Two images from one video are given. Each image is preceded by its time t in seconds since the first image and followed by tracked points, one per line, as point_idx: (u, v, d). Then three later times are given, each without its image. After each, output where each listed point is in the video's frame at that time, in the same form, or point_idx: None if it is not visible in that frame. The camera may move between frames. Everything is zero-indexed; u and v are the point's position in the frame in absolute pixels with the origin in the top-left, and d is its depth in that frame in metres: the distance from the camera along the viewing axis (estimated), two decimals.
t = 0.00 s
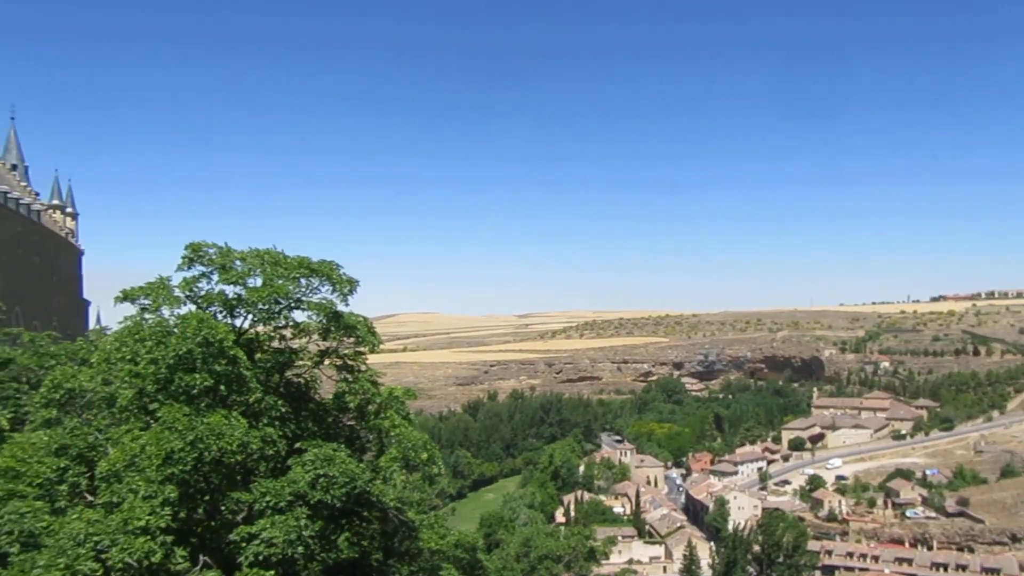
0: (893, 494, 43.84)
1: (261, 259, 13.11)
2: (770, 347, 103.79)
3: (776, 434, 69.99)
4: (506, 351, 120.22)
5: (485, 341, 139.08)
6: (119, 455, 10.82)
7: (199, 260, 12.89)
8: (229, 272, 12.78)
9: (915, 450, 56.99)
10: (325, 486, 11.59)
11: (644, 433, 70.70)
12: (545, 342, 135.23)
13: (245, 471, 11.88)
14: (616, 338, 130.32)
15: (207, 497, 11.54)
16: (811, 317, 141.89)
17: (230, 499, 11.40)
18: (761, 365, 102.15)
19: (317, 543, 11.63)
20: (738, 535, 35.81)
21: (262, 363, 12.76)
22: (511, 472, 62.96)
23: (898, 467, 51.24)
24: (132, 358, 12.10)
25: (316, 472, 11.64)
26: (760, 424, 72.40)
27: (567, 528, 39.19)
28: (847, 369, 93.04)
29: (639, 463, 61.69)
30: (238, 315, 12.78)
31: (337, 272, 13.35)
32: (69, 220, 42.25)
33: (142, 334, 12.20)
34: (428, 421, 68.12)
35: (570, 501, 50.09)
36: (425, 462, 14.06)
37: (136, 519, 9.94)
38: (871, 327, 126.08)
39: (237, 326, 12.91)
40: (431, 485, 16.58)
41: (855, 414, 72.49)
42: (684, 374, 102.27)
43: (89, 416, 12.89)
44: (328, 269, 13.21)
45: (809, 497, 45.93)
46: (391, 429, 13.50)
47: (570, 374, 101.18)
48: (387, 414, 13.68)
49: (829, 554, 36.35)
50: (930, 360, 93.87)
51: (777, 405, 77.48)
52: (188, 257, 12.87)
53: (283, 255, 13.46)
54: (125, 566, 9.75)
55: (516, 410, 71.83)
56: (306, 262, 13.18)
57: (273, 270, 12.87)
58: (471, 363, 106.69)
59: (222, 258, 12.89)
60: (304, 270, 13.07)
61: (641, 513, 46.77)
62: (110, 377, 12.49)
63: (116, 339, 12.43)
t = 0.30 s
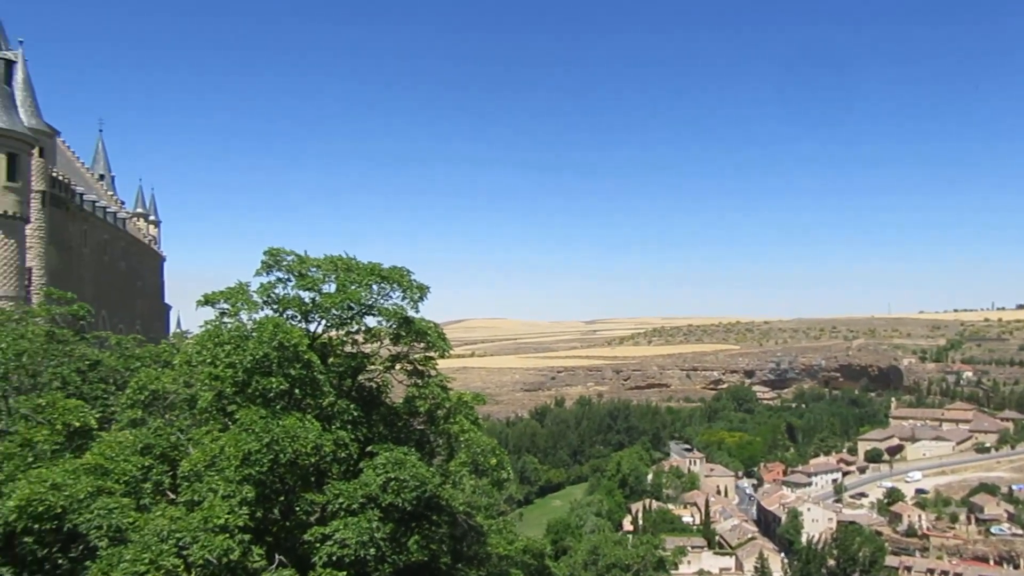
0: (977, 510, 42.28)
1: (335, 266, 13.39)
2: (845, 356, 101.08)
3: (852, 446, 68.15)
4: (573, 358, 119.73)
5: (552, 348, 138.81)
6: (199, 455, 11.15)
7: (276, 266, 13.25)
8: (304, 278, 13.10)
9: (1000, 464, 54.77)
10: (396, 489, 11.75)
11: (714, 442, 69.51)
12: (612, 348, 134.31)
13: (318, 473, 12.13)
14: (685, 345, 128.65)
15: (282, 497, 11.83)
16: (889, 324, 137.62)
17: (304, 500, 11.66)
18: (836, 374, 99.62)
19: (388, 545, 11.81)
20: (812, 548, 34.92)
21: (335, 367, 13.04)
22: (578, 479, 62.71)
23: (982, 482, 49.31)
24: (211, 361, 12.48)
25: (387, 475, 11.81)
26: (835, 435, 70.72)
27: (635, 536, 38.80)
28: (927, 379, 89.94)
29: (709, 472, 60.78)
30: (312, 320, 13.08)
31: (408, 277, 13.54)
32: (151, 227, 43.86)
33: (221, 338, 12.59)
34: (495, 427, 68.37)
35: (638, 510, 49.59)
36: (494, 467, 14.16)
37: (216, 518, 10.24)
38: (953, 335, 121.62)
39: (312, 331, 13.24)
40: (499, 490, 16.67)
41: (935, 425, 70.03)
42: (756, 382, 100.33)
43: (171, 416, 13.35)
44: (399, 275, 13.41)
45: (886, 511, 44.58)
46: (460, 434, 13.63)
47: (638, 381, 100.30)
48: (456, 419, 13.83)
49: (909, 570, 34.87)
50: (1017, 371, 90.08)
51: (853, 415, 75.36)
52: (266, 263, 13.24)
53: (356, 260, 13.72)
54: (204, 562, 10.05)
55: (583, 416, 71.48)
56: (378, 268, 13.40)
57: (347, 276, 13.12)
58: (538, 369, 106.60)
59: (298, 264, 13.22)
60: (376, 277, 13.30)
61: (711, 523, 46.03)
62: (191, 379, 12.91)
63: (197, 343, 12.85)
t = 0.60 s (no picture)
0: None
1: (401, 272, 13.58)
2: (916, 365, 98.22)
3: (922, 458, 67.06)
4: (634, 364, 118.80)
5: (612, 354, 138.00)
6: (268, 457, 11.42)
7: (342, 272, 13.50)
8: (369, 284, 13.33)
9: None
10: (458, 494, 11.84)
11: (778, 451, 68.13)
12: (674, 355, 132.92)
13: (382, 476, 12.29)
14: (749, 353, 126.58)
15: (346, 499, 12.03)
16: (964, 333, 133.23)
17: (369, 502, 11.84)
18: (906, 385, 96.88)
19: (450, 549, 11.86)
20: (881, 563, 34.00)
21: (399, 371, 13.24)
22: (639, 487, 62.19)
23: None
24: (279, 365, 12.77)
25: (450, 480, 11.90)
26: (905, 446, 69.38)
27: (697, 546, 38.37)
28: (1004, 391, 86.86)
29: (773, 483, 59.71)
30: (377, 325, 13.30)
31: (471, 284, 13.65)
32: (221, 234, 45.13)
33: (288, 342, 12.88)
34: (555, 433, 68.33)
35: (699, 519, 48.93)
36: (555, 474, 14.18)
37: (284, 519, 10.45)
38: None
39: (377, 336, 13.46)
40: (560, 497, 16.69)
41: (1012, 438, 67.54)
42: (822, 391, 98.20)
43: (239, 418, 13.68)
44: (462, 281, 13.53)
45: (960, 526, 43.16)
46: (522, 439, 13.69)
47: (700, 389, 99.05)
48: (518, 424, 13.93)
49: None
50: None
51: (924, 426, 73.13)
52: (332, 269, 13.50)
53: (420, 266, 13.90)
54: (272, 562, 10.27)
55: (644, 424, 70.86)
56: (442, 274, 13.54)
57: (411, 282, 13.30)
58: (598, 375, 106.03)
59: (363, 270, 13.46)
60: (439, 283, 13.45)
61: (775, 534, 45.17)
62: (259, 382, 13.24)
63: (266, 346, 13.16)
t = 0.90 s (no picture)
0: None
1: (462, 274, 13.69)
2: (990, 369, 94.90)
3: (997, 465, 64.75)
4: (695, 367, 117.45)
5: (673, 356, 136.56)
6: (334, 456, 11.63)
7: (402, 274, 13.68)
8: (430, 285, 13.47)
9: None
10: (520, 495, 11.88)
11: (844, 456, 66.58)
12: (735, 357, 130.93)
13: (444, 475, 12.40)
14: (813, 355, 123.96)
15: (409, 498, 12.18)
16: None
17: (431, 502, 11.96)
18: (979, 389, 93.70)
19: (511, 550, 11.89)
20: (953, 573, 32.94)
21: (460, 372, 13.36)
22: (700, 490, 61.44)
23: None
24: (343, 365, 12.98)
25: (511, 480, 11.95)
26: (978, 452, 67.08)
27: (759, 551, 37.77)
28: None
29: (839, 488, 58.35)
30: (439, 327, 13.44)
31: (532, 285, 13.69)
32: (286, 237, 46.14)
33: (352, 343, 13.10)
34: (615, 435, 67.98)
35: (762, 524, 48.10)
36: (616, 475, 14.15)
37: (348, 517, 10.61)
38: None
39: (438, 337, 13.60)
40: (621, 500, 16.62)
41: None
42: (890, 395, 95.61)
43: (305, 417, 13.96)
44: (524, 282, 13.58)
45: None
46: (583, 441, 13.71)
47: (763, 392, 97.42)
48: (579, 427, 13.94)
49: None
50: None
51: (999, 432, 70.59)
52: (393, 272, 13.69)
53: (481, 268, 13.99)
54: (337, 559, 10.43)
55: (705, 427, 69.98)
56: (503, 275, 13.62)
57: (473, 284, 13.41)
58: (658, 377, 105.04)
59: (424, 271, 13.61)
60: (501, 284, 13.53)
61: (840, 541, 44.12)
62: (324, 382, 13.50)
63: (331, 347, 13.42)
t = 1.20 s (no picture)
0: None
1: (521, 275, 13.71)
2: None
3: None
4: (757, 369, 115.37)
5: (734, 357, 134.46)
6: (397, 456, 11.76)
7: (461, 276, 13.77)
8: (490, 288, 13.53)
9: None
10: (581, 497, 11.83)
11: (914, 461, 64.70)
12: (800, 359, 128.28)
13: (506, 477, 12.41)
14: (881, 357, 120.72)
15: (470, 499, 12.25)
16: None
17: (492, 503, 12.00)
18: None
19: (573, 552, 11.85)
20: None
21: (521, 374, 13.40)
22: (763, 494, 60.39)
23: None
24: (405, 367, 13.09)
25: (573, 482, 11.92)
26: None
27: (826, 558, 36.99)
28: None
29: (908, 494, 56.74)
30: (499, 328, 13.51)
31: (593, 286, 13.64)
32: (347, 240, 46.83)
33: (414, 345, 13.23)
34: (675, 438, 67.25)
35: (828, 530, 47.06)
36: (678, 479, 14.04)
37: (411, 517, 10.70)
38: None
39: (499, 339, 13.65)
40: (683, 504, 16.45)
41: None
42: (963, 398, 92.60)
43: (368, 417, 14.16)
44: (584, 283, 13.53)
45: None
46: (644, 444, 13.72)
47: (828, 394, 95.26)
48: (640, 429, 13.87)
49: None
50: None
51: None
52: (452, 274, 13.79)
53: (541, 269, 13.98)
54: (401, 558, 10.53)
55: (768, 429, 68.73)
56: (564, 276, 13.60)
57: (532, 285, 13.42)
58: (719, 379, 103.50)
59: (484, 273, 13.66)
60: (562, 285, 13.51)
61: (911, 548, 42.90)
62: (386, 383, 13.66)
63: (393, 349, 13.58)
